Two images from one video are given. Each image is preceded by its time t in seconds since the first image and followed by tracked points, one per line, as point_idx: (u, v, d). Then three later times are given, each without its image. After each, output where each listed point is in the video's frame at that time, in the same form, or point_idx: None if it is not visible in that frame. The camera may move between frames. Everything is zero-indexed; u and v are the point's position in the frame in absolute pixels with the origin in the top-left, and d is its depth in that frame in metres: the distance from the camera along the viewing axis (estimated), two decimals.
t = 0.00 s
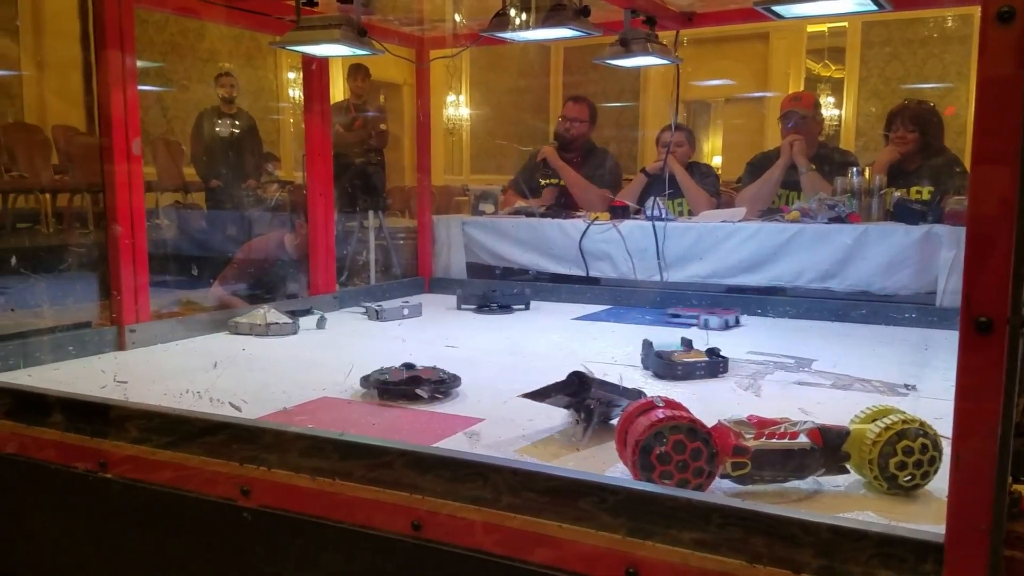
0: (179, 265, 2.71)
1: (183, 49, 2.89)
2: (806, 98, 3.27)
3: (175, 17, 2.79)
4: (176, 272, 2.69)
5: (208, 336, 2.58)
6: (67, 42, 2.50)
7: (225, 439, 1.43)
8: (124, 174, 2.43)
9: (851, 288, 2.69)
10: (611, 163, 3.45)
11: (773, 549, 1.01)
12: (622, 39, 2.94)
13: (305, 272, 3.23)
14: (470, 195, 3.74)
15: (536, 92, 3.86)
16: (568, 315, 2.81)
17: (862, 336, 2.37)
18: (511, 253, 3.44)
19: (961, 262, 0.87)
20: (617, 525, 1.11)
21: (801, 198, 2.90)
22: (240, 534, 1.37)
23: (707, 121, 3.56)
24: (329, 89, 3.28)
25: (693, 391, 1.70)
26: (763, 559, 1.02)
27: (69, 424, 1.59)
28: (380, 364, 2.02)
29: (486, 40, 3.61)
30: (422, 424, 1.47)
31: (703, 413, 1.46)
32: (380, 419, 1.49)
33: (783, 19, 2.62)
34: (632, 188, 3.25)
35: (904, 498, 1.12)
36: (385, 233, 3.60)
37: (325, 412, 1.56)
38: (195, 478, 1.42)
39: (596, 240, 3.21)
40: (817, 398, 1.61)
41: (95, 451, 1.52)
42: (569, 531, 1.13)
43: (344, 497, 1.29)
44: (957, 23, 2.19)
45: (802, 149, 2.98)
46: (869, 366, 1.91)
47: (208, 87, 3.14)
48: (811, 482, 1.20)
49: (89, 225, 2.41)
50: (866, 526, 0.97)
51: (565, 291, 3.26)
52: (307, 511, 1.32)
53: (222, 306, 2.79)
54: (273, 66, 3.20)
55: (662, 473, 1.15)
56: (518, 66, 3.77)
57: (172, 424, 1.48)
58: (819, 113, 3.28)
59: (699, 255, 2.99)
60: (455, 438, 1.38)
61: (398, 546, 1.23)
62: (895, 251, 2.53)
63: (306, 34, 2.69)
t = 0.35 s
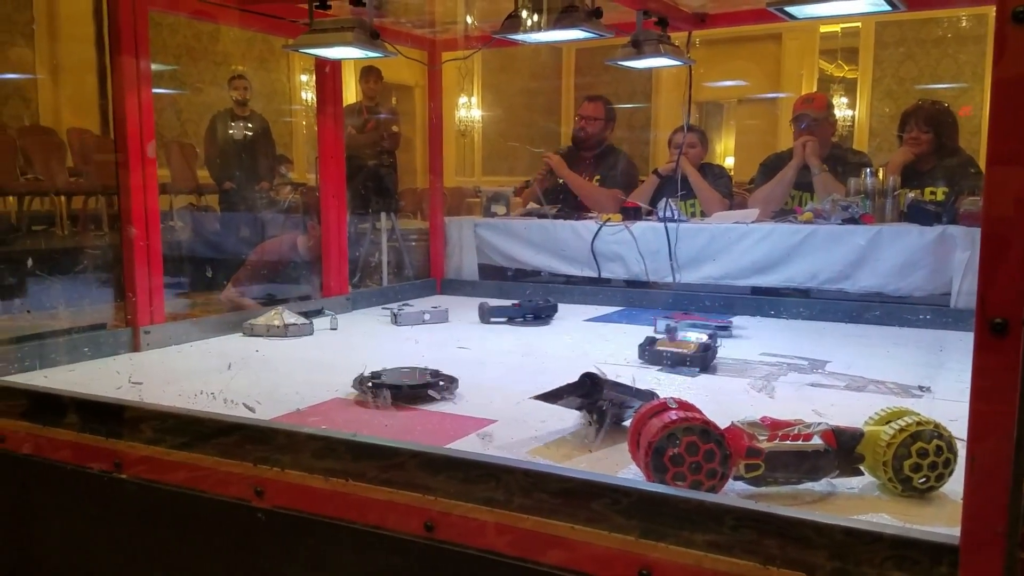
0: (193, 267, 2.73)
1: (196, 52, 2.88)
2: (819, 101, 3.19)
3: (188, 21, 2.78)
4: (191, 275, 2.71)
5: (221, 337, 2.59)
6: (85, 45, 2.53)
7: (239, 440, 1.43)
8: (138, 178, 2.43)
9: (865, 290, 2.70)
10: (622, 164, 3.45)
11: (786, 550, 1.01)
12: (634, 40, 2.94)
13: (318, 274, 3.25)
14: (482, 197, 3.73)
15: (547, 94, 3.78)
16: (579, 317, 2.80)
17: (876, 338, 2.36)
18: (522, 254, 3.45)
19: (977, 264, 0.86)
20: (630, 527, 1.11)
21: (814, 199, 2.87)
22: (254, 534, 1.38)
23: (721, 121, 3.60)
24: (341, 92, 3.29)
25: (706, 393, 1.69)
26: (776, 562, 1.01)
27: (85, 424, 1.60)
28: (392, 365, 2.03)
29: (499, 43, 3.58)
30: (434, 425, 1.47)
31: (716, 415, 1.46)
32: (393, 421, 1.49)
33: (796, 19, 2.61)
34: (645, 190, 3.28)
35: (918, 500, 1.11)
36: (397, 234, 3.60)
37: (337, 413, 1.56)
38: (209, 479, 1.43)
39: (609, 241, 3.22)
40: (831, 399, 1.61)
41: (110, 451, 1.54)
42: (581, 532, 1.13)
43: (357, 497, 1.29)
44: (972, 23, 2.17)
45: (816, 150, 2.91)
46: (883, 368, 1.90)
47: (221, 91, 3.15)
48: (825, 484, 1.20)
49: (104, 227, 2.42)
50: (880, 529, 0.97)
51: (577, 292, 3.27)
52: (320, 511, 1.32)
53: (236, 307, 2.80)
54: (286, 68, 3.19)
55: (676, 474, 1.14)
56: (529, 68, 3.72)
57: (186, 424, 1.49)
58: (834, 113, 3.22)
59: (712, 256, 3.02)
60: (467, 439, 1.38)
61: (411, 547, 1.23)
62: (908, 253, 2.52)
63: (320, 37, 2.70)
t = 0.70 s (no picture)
0: (199, 267, 2.73)
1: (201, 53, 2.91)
2: (826, 101, 3.22)
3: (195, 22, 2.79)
4: (197, 274, 2.71)
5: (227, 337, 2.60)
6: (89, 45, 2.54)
7: (244, 439, 1.44)
8: (145, 177, 2.43)
9: (871, 291, 2.69)
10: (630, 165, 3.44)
11: (792, 552, 1.01)
12: (641, 40, 2.91)
13: (323, 274, 3.24)
14: (487, 198, 3.74)
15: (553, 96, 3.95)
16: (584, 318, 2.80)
17: (883, 339, 2.35)
18: (527, 254, 3.46)
19: (983, 264, 0.86)
20: (635, 528, 1.11)
21: (820, 200, 2.90)
22: (259, 534, 1.38)
23: (727, 121, 3.65)
24: (348, 92, 3.26)
25: (712, 393, 1.69)
26: (782, 563, 1.01)
27: (90, 423, 1.60)
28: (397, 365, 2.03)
29: (505, 43, 3.62)
30: (440, 425, 1.48)
31: (722, 416, 1.45)
32: (398, 421, 1.49)
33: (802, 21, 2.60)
34: (651, 188, 3.27)
35: (924, 501, 1.10)
36: (402, 234, 3.60)
37: (342, 413, 1.56)
38: (214, 478, 1.43)
39: (614, 241, 3.19)
40: (837, 400, 1.60)
41: (116, 451, 1.54)
42: (586, 533, 1.13)
43: (362, 497, 1.29)
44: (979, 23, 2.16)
45: (822, 150, 2.94)
46: (890, 369, 1.89)
47: (229, 91, 3.21)
48: (831, 485, 1.20)
49: (110, 227, 2.44)
50: (886, 530, 0.97)
51: (584, 294, 3.26)
52: (325, 511, 1.33)
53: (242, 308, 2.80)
54: (292, 69, 3.19)
55: (681, 475, 1.14)
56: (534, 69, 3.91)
57: (192, 424, 1.50)
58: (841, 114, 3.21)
59: (717, 257, 2.98)
60: (473, 439, 1.39)
61: (415, 547, 1.23)
62: (915, 253, 2.54)
63: (326, 38, 2.71)
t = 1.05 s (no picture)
0: (204, 268, 2.74)
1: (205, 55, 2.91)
2: (829, 105, 3.13)
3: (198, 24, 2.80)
4: (201, 275, 2.71)
5: (232, 338, 2.62)
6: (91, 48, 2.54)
7: (248, 441, 1.44)
8: (149, 179, 2.43)
9: (874, 294, 2.68)
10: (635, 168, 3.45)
11: (796, 555, 1.00)
12: (642, 44, 2.93)
13: (327, 277, 3.26)
14: (490, 200, 3.76)
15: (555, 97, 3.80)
16: (588, 320, 2.80)
17: (886, 342, 2.35)
18: (530, 256, 3.48)
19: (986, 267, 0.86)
20: (638, 530, 1.11)
21: (823, 202, 2.87)
22: (262, 535, 1.39)
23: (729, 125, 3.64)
24: (351, 92, 3.29)
25: (715, 396, 1.69)
26: (785, 566, 1.01)
27: (94, 425, 1.61)
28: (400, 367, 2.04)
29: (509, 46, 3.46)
30: (443, 428, 1.48)
31: (725, 419, 1.46)
32: (402, 423, 1.50)
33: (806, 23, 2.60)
34: (655, 192, 3.30)
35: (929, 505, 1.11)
36: (405, 237, 3.61)
37: (346, 415, 1.57)
38: (217, 480, 1.44)
39: (617, 244, 3.21)
40: (841, 404, 1.60)
41: (119, 453, 1.54)
42: (589, 536, 1.13)
43: (365, 499, 1.30)
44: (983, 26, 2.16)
45: (825, 154, 2.87)
46: (893, 372, 1.89)
47: (232, 93, 3.18)
48: (835, 488, 1.20)
49: (114, 229, 2.44)
50: (889, 534, 0.96)
51: (585, 296, 3.28)
52: (328, 513, 1.33)
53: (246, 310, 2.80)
54: (295, 71, 3.18)
55: (684, 478, 1.14)
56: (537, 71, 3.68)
57: (195, 426, 1.50)
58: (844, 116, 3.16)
59: (720, 260, 3.00)
60: (475, 441, 1.39)
61: (419, 549, 1.23)
62: (918, 257, 2.54)
63: (329, 41, 2.73)
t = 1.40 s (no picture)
0: (208, 271, 2.74)
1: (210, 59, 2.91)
2: (833, 107, 3.16)
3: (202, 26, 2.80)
4: (204, 278, 2.71)
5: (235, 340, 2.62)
6: (97, 50, 2.56)
7: (250, 443, 1.44)
8: (152, 181, 2.43)
9: (878, 297, 2.68)
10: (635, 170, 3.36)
11: (799, 559, 1.00)
12: (648, 46, 3.00)
13: (330, 278, 3.26)
14: (493, 202, 3.73)
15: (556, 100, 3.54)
16: (592, 323, 2.80)
17: (890, 345, 2.35)
18: (534, 259, 3.48)
19: (990, 270, 0.86)
20: (641, 534, 1.10)
21: (827, 206, 2.89)
22: (266, 537, 1.39)
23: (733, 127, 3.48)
24: (355, 97, 3.29)
25: (719, 399, 1.68)
26: (788, 570, 1.01)
27: (96, 427, 1.61)
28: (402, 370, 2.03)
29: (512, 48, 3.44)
30: (445, 430, 1.48)
31: (728, 422, 1.45)
32: (404, 425, 1.50)
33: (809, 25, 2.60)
34: (658, 194, 3.27)
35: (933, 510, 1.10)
36: (409, 239, 3.64)
37: (349, 418, 1.57)
38: (220, 482, 1.44)
39: (621, 247, 3.23)
40: (845, 407, 1.60)
41: (122, 455, 1.54)
42: (592, 539, 1.13)
43: (368, 502, 1.30)
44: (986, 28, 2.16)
45: (828, 157, 2.95)
46: (897, 375, 1.89)
47: (234, 95, 3.08)
48: (838, 491, 1.20)
49: (117, 231, 2.43)
50: (893, 537, 0.96)
51: (588, 298, 3.31)
52: (331, 515, 1.33)
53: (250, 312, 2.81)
54: (299, 74, 3.20)
55: (687, 481, 1.14)
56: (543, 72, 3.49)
57: (198, 428, 1.50)
58: (846, 120, 3.19)
59: (724, 262, 3.03)
60: (479, 443, 1.39)
61: (422, 551, 1.24)
62: (921, 261, 2.51)
63: (332, 44, 2.76)
